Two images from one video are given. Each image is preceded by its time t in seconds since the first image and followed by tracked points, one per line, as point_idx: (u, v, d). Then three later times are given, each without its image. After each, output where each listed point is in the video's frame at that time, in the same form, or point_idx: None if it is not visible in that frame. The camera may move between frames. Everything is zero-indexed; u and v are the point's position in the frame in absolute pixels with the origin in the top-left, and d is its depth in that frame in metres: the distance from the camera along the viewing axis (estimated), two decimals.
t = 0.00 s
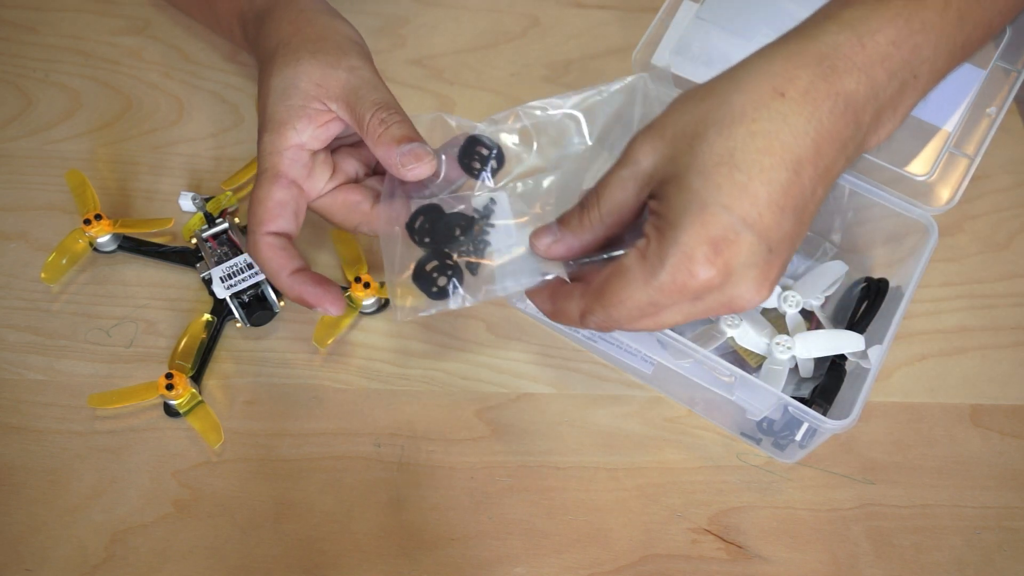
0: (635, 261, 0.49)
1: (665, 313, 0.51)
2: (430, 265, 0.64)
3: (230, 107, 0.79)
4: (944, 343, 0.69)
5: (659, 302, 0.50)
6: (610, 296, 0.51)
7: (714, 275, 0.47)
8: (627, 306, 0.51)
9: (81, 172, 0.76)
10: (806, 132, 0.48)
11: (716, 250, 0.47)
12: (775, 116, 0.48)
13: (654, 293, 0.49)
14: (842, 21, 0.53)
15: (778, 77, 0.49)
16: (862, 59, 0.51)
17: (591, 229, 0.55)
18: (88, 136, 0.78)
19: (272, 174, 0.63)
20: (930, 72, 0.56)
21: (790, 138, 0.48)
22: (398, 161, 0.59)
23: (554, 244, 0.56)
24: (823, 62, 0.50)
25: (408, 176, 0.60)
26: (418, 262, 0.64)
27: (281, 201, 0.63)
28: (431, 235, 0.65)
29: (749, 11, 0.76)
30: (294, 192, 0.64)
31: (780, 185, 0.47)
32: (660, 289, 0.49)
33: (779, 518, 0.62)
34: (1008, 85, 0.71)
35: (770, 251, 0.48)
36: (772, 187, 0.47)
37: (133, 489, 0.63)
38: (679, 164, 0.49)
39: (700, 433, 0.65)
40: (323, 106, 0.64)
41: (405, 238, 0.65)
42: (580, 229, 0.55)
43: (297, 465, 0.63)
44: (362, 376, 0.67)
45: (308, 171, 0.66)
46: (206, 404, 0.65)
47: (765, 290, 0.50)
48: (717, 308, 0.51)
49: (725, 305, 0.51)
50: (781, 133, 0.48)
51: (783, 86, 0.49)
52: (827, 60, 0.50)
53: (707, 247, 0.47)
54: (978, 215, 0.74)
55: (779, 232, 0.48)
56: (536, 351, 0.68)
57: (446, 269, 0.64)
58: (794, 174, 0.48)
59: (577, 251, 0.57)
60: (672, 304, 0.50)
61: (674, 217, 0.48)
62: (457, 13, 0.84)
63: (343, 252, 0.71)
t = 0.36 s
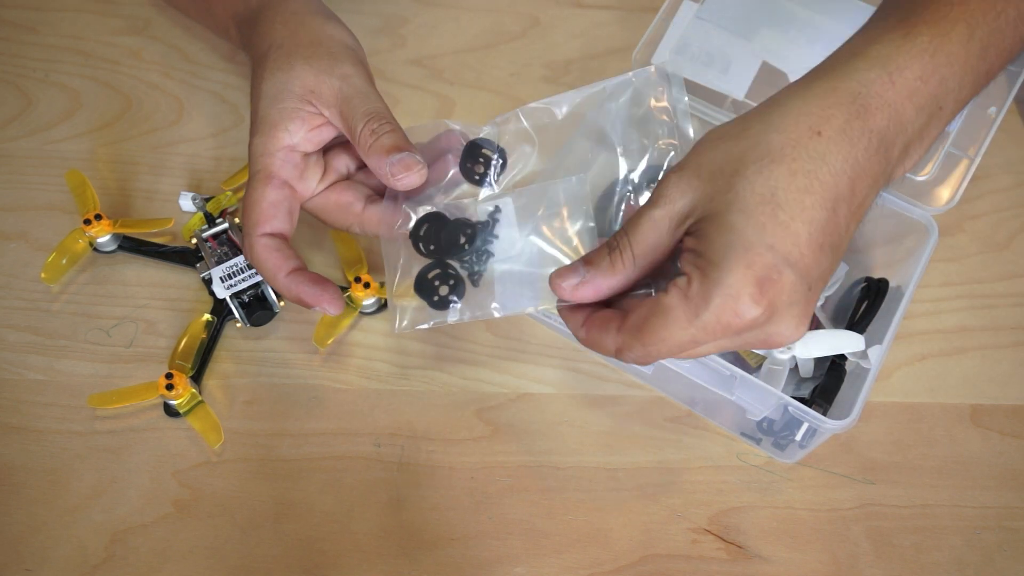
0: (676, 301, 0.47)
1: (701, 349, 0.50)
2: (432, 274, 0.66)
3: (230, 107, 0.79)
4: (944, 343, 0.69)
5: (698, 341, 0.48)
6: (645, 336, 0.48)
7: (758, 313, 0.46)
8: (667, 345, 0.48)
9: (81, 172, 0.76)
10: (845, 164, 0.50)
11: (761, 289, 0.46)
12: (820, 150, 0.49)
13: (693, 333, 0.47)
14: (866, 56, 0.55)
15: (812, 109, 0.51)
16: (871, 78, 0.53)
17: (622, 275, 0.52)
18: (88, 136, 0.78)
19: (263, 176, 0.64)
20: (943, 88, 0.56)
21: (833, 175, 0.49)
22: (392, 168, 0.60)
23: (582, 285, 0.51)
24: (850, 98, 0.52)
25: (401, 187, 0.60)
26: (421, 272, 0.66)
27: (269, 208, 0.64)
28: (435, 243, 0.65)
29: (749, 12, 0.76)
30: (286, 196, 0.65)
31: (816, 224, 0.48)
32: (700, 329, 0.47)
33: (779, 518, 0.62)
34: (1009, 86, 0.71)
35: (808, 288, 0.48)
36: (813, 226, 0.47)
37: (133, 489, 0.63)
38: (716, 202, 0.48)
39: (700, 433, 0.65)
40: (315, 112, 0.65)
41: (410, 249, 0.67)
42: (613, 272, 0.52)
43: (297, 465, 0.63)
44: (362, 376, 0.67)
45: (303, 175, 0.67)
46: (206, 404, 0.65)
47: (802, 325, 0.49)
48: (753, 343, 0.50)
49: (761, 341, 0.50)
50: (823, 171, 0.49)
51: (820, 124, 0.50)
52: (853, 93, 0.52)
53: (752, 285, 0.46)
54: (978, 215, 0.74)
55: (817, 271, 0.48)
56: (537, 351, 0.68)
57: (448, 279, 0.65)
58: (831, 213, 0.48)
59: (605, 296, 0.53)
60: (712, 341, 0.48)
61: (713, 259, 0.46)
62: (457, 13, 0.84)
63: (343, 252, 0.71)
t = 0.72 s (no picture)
0: (744, 278, 0.39)
1: (762, 339, 0.41)
2: (442, 277, 0.65)
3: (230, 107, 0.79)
4: (944, 343, 0.69)
5: (761, 327, 0.40)
6: (700, 322, 0.40)
7: (844, 298, 0.38)
8: (729, 334, 0.40)
9: (81, 172, 0.76)
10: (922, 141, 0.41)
11: (846, 268, 0.38)
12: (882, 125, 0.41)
13: (752, 325, 0.40)
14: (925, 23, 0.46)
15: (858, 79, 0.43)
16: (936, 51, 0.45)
17: (662, 268, 0.46)
18: (88, 136, 0.78)
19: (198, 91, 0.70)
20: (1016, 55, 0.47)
21: (912, 157, 0.41)
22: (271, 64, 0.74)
23: (617, 279, 0.47)
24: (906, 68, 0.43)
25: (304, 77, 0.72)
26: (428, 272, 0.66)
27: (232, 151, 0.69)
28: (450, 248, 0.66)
29: (747, 12, 0.76)
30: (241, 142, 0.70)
31: (908, 201, 0.40)
32: (767, 311, 0.39)
33: (780, 518, 0.62)
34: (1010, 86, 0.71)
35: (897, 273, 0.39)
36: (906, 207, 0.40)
37: (133, 489, 0.63)
38: (783, 174, 0.41)
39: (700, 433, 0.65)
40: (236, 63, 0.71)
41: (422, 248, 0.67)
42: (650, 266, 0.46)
43: (297, 465, 0.63)
44: (362, 376, 0.67)
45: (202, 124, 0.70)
46: (206, 404, 0.65)
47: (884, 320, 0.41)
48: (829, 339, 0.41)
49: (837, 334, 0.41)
50: (904, 154, 0.40)
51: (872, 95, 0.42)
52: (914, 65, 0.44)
53: (837, 263, 0.37)
54: (978, 215, 0.74)
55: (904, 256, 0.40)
56: (538, 350, 0.68)
57: (458, 282, 0.65)
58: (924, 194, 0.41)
59: (643, 291, 0.48)
60: (780, 330, 0.40)
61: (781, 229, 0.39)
62: (457, 13, 0.84)
63: (343, 252, 0.70)
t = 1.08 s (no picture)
0: (659, 419, 0.34)
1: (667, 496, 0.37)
2: (387, 417, 0.62)
3: (230, 107, 0.79)
4: (944, 343, 0.69)
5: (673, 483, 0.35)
6: (604, 465, 0.35)
7: (744, 452, 0.35)
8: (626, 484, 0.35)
9: (81, 172, 0.76)
10: (827, 312, 0.37)
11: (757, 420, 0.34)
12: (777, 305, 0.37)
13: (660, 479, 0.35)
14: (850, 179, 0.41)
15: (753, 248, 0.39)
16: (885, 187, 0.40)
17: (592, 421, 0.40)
18: (88, 136, 0.78)
19: None
20: (962, 176, 0.42)
21: (824, 316, 0.37)
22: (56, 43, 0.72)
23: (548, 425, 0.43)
24: (812, 235, 0.39)
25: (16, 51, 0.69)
26: (372, 412, 0.62)
27: None
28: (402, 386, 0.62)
29: (748, 10, 0.75)
30: None
31: (828, 347, 0.36)
32: (671, 463, 0.34)
33: (780, 518, 0.62)
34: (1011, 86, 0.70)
35: (805, 432, 0.36)
36: (816, 362, 0.36)
37: (132, 489, 0.63)
38: (708, 311, 0.38)
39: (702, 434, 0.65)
40: None
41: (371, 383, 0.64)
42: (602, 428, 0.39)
43: (297, 465, 0.63)
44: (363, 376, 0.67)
45: None
46: (206, 404, 0.65)
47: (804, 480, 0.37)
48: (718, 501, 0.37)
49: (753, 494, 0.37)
50: (824, 296, 0.37)
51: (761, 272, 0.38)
52: (819, 226, 0.39)
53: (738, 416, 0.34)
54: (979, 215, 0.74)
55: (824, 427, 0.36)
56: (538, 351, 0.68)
57: (402, 421, 0.61)
58: (853, 350, 0.37)
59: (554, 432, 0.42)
60: (689, 487, 0.36)
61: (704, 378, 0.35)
62: (457, 13, 0.84)
63: (343, 252, 0.70)
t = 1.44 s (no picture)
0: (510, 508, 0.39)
1: None
2: (354, 410, 0.65)
3: (229, 107, 0.79)
4: (944, 343, 0.69)
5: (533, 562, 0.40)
6: (466, 539, 0.42)
7: (570, 538, 0.38)
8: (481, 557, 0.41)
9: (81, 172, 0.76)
10: (642, 446, 0.38)
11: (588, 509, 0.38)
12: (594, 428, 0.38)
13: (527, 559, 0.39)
14: (692, 326, 0.40)
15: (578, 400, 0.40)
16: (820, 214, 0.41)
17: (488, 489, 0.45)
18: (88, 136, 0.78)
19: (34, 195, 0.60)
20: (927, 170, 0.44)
21: (650, 436, 0.38)
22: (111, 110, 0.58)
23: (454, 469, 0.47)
24: (650, 357, 0.40)
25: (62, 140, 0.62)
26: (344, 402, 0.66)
27: (84, 168, 0.58)
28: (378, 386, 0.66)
29: (747, 12, 0.76)
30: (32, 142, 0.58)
31: (660, 453, 0.38)
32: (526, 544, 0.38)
33: (779, 518, 0.62)
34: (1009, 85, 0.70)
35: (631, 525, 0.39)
36: (636, 476, 0.38)
37: (132, 489, 0.63)
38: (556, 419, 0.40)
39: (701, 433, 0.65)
40: (55, 105, 0.58)
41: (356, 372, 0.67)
42: (483, 498, 0.47)
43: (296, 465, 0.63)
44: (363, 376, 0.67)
45: (40, 82, 0.57)
46: (206, 404, 0.65)
47: (645, 562, 0.41)
48: None
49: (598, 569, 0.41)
50: (648, 420, 0.38)
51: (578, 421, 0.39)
52: (654, 347, 0.40)
53: (570, 505, 0.37)
54: (978, 215, 0.74)
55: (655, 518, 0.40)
56: (538, 351, 0.69)
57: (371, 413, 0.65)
58: (690, 459, 0.39)
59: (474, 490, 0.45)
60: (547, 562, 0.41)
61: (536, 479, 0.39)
62: (457, 13, 0.84)
63: (343, 253, 0.70)
